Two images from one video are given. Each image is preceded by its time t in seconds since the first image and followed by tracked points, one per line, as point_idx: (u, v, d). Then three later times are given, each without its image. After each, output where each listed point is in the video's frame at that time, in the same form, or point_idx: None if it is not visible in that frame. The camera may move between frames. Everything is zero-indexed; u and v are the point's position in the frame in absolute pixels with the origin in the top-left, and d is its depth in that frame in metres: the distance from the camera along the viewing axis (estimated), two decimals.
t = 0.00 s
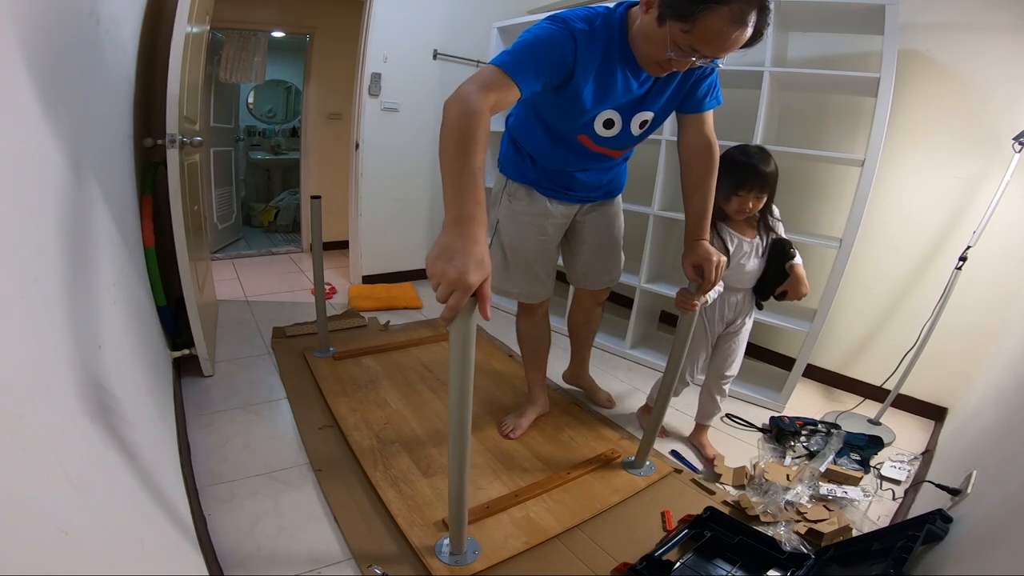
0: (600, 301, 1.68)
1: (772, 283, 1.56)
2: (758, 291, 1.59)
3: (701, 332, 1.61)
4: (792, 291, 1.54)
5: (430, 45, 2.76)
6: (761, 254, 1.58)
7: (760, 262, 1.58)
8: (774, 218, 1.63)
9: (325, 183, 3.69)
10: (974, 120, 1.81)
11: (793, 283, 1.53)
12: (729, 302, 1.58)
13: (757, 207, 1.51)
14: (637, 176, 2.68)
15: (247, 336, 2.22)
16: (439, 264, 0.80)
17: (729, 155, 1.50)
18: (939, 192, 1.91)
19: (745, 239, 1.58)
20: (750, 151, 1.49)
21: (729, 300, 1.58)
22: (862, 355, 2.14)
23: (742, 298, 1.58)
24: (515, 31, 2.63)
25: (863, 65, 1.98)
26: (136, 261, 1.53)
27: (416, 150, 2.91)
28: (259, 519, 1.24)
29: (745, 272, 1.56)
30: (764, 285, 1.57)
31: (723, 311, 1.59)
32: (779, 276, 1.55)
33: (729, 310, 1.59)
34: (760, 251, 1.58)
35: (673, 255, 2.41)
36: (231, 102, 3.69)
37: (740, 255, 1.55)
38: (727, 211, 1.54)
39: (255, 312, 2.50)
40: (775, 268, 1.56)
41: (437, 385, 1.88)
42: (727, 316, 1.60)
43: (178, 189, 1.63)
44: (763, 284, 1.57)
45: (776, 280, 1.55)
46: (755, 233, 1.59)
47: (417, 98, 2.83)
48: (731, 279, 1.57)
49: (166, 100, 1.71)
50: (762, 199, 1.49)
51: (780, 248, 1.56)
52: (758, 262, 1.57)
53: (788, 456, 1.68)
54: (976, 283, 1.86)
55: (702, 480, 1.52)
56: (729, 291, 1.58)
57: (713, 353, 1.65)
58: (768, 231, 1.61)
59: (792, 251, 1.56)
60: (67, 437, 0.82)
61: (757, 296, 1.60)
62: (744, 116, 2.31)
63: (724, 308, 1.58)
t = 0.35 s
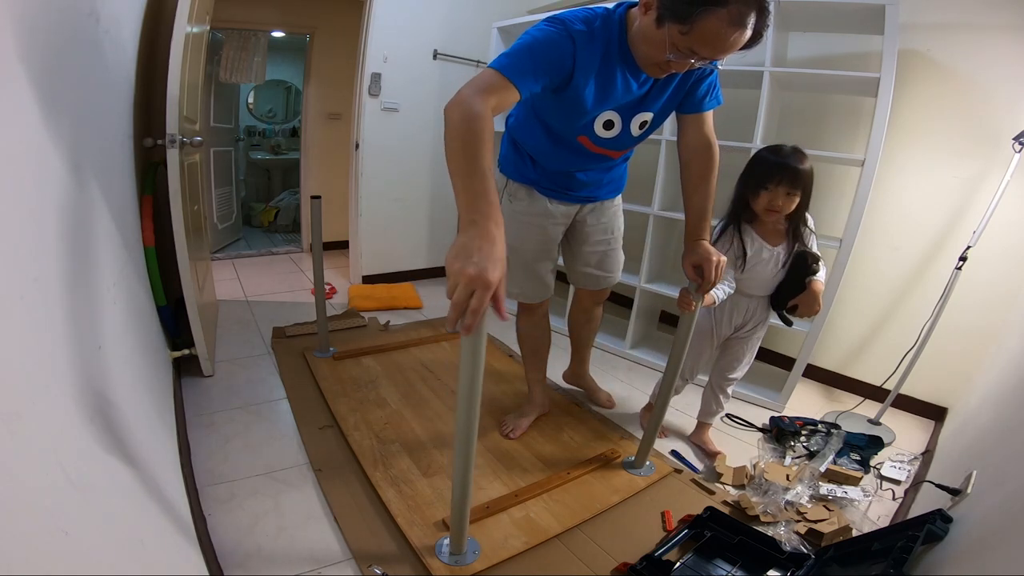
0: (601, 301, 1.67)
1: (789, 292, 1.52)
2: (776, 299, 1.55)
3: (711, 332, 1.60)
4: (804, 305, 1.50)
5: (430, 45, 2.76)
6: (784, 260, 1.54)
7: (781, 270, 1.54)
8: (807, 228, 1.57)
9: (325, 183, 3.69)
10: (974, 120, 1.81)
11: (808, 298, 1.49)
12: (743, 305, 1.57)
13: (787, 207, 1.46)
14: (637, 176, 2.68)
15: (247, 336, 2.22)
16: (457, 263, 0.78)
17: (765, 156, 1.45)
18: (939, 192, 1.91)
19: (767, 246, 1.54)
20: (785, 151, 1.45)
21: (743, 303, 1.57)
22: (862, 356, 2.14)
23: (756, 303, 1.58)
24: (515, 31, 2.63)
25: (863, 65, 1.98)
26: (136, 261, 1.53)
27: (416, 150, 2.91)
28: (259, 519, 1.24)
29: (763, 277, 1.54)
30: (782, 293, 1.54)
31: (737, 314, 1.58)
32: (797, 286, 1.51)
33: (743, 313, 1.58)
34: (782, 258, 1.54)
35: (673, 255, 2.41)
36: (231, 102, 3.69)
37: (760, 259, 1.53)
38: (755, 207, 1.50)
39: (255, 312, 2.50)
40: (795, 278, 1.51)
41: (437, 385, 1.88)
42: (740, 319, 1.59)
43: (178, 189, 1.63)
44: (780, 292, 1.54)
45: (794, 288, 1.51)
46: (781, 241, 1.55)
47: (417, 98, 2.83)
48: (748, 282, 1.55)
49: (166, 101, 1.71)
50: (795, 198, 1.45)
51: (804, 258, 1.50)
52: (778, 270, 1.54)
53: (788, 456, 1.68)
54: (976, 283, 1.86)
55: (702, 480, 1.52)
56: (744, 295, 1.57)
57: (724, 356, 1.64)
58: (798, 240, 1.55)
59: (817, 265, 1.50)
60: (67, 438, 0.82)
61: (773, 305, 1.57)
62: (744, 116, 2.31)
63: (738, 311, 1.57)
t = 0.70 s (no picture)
0: (600, 300, 1.67)
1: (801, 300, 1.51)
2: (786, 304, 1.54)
3: (720, 334, 1.57)
4: (816, 312, 1.48)
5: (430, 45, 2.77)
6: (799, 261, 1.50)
7: (795, 271, 1.51)
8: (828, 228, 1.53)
9: (325, 183, 3.69)
10: (974, 120, 1.81)
11: (821, 305, 1.46)
12: (752, 307, 1.55)
13: (808, 206, 1.41)
14: (637, 176, 2.68)
15: (247, 336, 2.22)
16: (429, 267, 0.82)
17: (789, 153, 1.39)
18: (940, 192, 1.91)
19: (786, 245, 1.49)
20: (807, 147, 1.39)
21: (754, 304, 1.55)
22: (862, 355, 2.14)
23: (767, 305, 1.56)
24: (515, 31, 2.63)
25: (863, 65, 1.98)
26: (136, 261, 1.53)
27: (416, 150, 2.91)
28: (259, 519, 1.24)
29: (775, 277, 1.51)
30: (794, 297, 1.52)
31: (748, 315, 1.56)
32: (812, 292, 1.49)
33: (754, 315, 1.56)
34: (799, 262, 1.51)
35: (673, 255, 2.41)
36: (231, 102, 3.69)
37: (775, 259, 1.49)
38: (774, 203, 1.45)
39: (254, 312, 2.49)
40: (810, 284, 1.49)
41: (437, 386, 1.88)
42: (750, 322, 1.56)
43: (178, 189, 1.63)
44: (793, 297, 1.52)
45: (805, 294, 1.50)
46: (799, 240, 1.50)
47: (417, 98, 2.83)
48: (761, 282, 1.52)
49: (166, 101, 1.71)
50: (815, 194, 1.39)
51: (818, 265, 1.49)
52: (792, 271, 1.51)
53: (788, 456, 1.68)
54: (976, 283, 1.86)
55: (702, 480, 1.52)
56: (756, 295, 1.55)
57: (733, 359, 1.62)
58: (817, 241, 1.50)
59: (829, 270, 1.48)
60: (67, 438, 0.82)
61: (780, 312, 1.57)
62: (744, 115, 2.31)
63: (748, 312, 1.55)
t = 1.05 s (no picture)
0: (600, 300, 1.67)
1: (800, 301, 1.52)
2: (785, 304, 1.56)
3: (718, 334, 1.57)
4: (818, 312, 1.50)
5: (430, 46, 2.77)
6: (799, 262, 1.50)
7: (795, 271, 1.51)
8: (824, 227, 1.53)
9: (325, 183, 3.69)
10: (974, 120, 1.81)
11: (823, 303, 1.49)
12: (752, 308, 1.55)
13: (808, 206, 1.41)
14: (637, 176, 2.68)
15: (247, 336, 2.22)
16: (440, 262, 0.79)
17: (790, 152, 1.39)
18: (939, 192, 1.91)
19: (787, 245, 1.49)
20: (808, 147, 1.39)
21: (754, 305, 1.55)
22: (862, 355, 2.15)
23: (766, 305, 1.56)
24: (515, 31, 2.63)
25: (863, 65, 1.98)
26: (136, 261, 1.53)
27: (416, 150, 2.91)
28: (259, 519, 1.24)
29: (776, 277, 1.51)
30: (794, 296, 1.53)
31: (747, 316, 1.55)
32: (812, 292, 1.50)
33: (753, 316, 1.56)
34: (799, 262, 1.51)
35: (673, 255, 2.41)
36: (231, 102, 3.69)
37: (775, 259, 1.48)
38: (774, 203, 1.45)
39: (254, 312, 2.49)
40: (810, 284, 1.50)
41: (437, 386, 1.88)
42: (749, 323, 1.56)
43: (178, 189, 1.63)
44: (792, 297, 1.53)
45: (806, 294, 1.51)
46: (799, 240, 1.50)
47: (417, 98, 2.83)
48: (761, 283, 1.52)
49: (166, 101, 1.71)
50: (816, 195, 1.39)
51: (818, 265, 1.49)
52: (792, 271, 1.51)
53: (789, 456, 1.68)
54: (976, 283, 1.86)
55: (702, 480, 1.52)
56: (755, 296, 1.55)
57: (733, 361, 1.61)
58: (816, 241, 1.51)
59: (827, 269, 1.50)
60: (68, 438, 0.82)
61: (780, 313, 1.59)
62: (744, 115, 2.30)
63: (748, 313, 1.55)
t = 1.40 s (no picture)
0: (600, 300, 1.67)
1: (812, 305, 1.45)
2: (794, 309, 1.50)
3: (729, 337, 1.51)
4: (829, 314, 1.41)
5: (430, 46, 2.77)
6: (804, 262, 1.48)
7: (800, 272, 1.48)
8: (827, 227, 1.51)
9: (325, 183, 3.69)
10: (973, 120, 1.81)
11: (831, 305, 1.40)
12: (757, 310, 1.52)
13: (809, 207, 1.40)
14: (637, 176, 2.68)
15: (247, 336, 2.22)
16: (446, 271, 0.80)
17: (788, 153, 1.38)
18: (939, 192, 1.91)
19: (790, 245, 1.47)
20: (803, 147, 1.38)
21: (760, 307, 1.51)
22: (862, 356, 2.15)
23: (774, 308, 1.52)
24: (515, 31, 2.63)
25: (863, 65, 1.98)
26: (136, 261, 1.53)
27: (416, 150, 2.91)
28: (259, 519, 1.24)
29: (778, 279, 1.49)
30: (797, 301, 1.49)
31: (753, 318, 1.52)
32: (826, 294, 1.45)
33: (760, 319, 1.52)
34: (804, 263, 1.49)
35: (673, 255, 2.41)
36: (231, 102, 3.69)
37: (776, 259, 1.47)
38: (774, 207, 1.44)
39: (254, 312, 2.49)
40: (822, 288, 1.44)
41: (437, 386, 1.88)
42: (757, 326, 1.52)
43: (178, 188, 1.63)
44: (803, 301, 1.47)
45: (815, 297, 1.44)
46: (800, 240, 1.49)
47: (417, 98, 2.83)
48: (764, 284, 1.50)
49: (166, 101, 1.71)
50: (815, 197, 1.38)
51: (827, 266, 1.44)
52: (797, 272, 1.48)
53: (789, 456, 1.68)
54: (976, 283, 1.86)
55: (702, 480, 1.52)
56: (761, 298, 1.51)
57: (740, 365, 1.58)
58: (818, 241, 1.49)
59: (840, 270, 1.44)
60: (69, 437, 0.82)
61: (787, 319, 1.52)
62: (744, 115, 2.31)
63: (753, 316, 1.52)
